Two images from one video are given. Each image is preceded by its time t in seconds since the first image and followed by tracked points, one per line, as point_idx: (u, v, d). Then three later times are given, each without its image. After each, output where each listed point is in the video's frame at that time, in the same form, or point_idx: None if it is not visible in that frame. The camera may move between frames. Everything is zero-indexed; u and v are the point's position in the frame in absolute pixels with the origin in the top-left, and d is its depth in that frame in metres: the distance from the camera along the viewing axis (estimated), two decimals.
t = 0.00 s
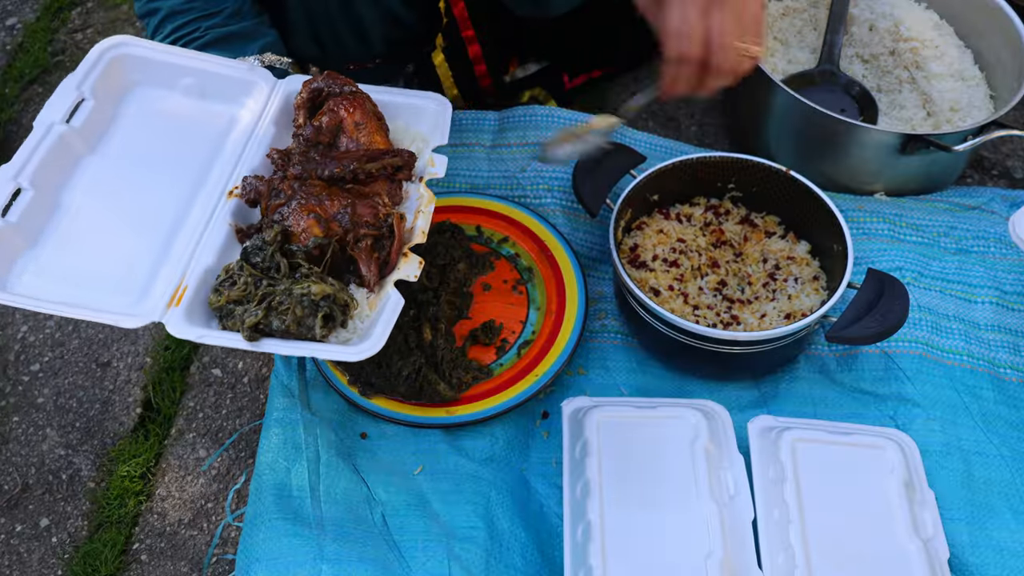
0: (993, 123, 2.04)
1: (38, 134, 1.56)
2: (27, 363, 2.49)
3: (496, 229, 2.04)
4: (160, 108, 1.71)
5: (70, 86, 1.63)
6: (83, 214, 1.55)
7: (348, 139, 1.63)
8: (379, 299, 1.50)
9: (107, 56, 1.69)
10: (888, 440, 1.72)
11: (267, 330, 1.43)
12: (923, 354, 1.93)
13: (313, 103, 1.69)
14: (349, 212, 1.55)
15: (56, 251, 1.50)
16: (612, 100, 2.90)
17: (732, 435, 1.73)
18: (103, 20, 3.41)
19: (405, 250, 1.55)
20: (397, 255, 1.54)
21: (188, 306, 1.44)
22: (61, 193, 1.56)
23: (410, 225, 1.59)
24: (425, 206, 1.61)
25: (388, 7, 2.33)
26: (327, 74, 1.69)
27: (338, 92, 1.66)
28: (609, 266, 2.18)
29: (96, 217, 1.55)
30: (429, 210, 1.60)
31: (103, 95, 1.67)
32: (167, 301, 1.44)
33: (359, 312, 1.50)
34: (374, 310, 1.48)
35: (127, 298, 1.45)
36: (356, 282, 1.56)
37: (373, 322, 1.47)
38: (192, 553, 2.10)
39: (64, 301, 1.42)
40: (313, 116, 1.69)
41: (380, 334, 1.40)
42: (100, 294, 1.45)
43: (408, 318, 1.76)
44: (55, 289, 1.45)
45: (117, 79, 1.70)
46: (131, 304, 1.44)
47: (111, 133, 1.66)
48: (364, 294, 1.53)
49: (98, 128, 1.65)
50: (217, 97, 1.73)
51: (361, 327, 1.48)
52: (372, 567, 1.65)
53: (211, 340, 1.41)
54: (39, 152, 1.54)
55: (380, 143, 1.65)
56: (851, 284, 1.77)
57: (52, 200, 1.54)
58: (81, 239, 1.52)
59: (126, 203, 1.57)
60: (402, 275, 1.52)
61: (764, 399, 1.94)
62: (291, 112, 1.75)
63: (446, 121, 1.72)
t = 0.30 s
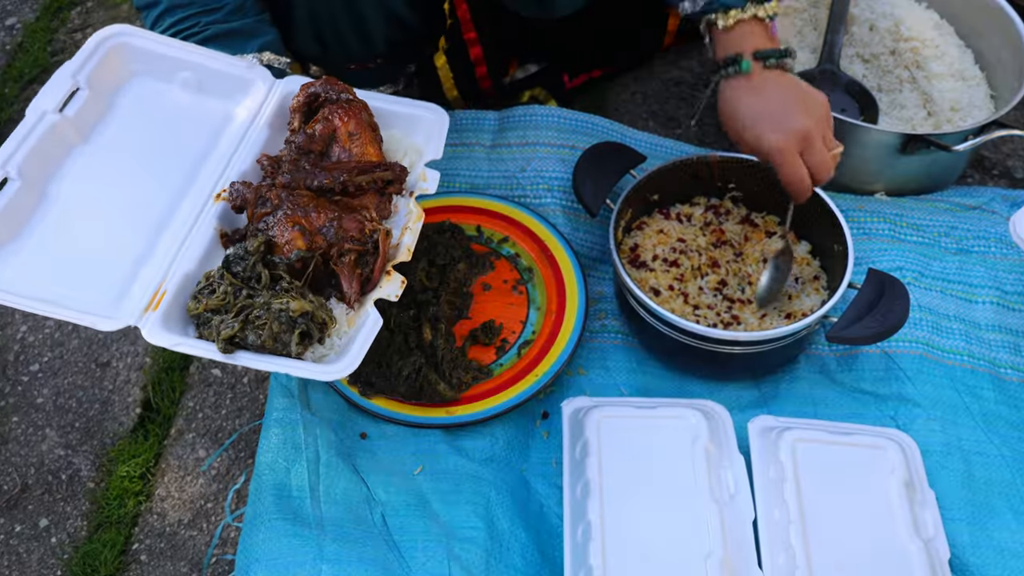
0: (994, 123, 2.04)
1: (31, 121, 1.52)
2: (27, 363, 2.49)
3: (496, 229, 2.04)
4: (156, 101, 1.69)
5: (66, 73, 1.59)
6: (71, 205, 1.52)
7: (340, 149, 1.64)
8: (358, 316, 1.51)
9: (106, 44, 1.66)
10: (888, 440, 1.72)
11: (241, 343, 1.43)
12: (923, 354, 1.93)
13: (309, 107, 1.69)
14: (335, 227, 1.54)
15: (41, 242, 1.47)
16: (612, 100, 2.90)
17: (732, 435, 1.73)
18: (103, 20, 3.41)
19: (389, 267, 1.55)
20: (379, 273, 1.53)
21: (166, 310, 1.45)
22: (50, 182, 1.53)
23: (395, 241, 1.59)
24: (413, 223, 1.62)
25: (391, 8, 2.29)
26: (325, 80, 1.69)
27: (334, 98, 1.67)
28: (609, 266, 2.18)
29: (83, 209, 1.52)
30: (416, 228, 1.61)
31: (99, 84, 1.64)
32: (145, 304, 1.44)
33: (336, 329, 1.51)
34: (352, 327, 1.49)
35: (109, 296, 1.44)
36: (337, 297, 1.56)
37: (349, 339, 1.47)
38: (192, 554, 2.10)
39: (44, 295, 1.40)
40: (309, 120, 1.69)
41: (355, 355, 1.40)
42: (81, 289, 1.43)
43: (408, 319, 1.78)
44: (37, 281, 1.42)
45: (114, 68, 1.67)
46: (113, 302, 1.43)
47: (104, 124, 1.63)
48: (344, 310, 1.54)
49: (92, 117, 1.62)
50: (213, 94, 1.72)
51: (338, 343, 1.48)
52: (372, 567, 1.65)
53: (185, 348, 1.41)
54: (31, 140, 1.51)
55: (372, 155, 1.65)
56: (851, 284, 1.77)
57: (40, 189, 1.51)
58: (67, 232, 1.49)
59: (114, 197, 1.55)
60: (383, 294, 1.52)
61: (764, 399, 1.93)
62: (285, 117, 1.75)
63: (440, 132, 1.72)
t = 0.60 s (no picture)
0: (994, 123, 2.04)
1: (28, 117, 1.47)
2: (27, 363, 2.49)
3: (496, 229, 2.04)
4: (155, 99, 1.65)
5: (65, 67, 1.54)
6: (67, 204, 1.48)
7: (341, 153, 1.62)
8: (356, 322, 1.50)
9: (106, 37, 1.60)
10: (888, 440, 1.72)
11: (240, 347, 1.41)
12: (922, 354, 1.93)
13: (309, 110, 1.68)
14: (335, 233, 1.54)
15: (37, 241, 1.44)
16: (612, 100, 2.90)
17: (732, 435, 1.73)
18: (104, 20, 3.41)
19: (388, 274, 1.55)
20: (378, 280, 1.53)
21: (164, 312, 1.44)
22: (46, 180, 1.49)
23: (394, 247, 1.58)
24: (413, 229, 1.61)
25: (391, 8, 2.27)
26: (326, 83, 1.68)
27: (335, 102, 1.66)
28: (609, 266, 2.19)
29: (80, 209, 1.49)
30: (415, 234, 1.60)
31: (97, 78, 1.59)
32: (143, 306, 1.43)
33: (335, 335, 1.50)
34: (350, 333, 1.48)
35: (106, 299, 1.42)
36: (335, 302, 1.54)
37: (348, 344, 1.47)
38: (192, 554, 2.10)
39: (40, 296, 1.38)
40: (309, 123, 1.68)
41: (355, 359, 1.40)
42: (78, 291, 1.42)
43: (408, 319, 1.78)
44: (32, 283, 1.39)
45: (113, 62, 1.62)
46: (110, 306, 1.42)
47: (102, 120, 1.58)
48: (342, 316, 1.52)
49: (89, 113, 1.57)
50: (214, 92, 1.69)
51: (337, 348, 1.48)
52: (372, 567, 1.65)
53: (183, 351, 1.41)
54: (27, 136, 1.46)
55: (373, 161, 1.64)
56: (851, 283, 1.77)
57: (35, 187, 1.47)
58: (64, 232, 1.46)
59: (112, 197, 1.52)
60: (381, 301, 1.52)
61: (763, 399, 1.94)
62: (286, 118, 1.73)
63: (440, 138, 1.71)
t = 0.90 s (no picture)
0: (993, 123, 2.04)
1: (42, 127, 1.49)
2: (27, 363, 2.49)
3: (496, 229, 2.04)
4: (168, 108, 1.66)
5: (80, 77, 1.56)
6: (79, 214, 1.50)
7: (351, 170, 1.64)
8: (363, 342, 1.51)
9: (120, 47, 1.63)
10: (888, 440, 1.72)
11: (248, 366, 1.42)
12: (922, 354, 1.93)
13: (321, 123, 1.68)
14: (343, 250, 1.55)
15: (49, 251, 1.45)
16: (612, 100, 2.90)
17: (732, 434, 1.73)
18: (103, 20, 3.42)
19: (396, 293, 1.55)
20: (386, 299, 1.54)
21: (173, 329, 1.43)
22: (59, 190, 1.50)
23: (403, 266, 1.59)
24: (421, 248, 1.60)
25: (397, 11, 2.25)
26: (340, 95, 1.68)
27: (347, 117, 1.66)
28: (609, 266, 2.19)
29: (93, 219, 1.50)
30: (424, 253, 1.60)
31: (111, 88, 1.61)
32: (153, 322, 1.42)
33: (342, 354, 1.51)
34: (357, 353, 1.49)
35: (116, 312, 1.42)
36: (341, 320, 1.57)
37: (355, 363, 1.48)
38: (192, 554, 2.10)
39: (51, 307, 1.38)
40: (320, 136, 1.69)
41: (360, 383, 1.40)
42: (90, 303, 1.42)
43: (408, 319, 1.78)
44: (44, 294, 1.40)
45: (127, 72, 1.64)
46: (120, 319, 1.42)
47: (116, 130, 1.60)
48: (348, 334, 1.54)
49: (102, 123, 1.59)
50: (226, 102, 1.69)
51: (343, 367, 1.49)
52: (372, 567, 1.65)
53: (191, 369, 1.40)
54: (42, 146, 1.48)
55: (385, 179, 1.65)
56: (851, 283, 1.77)
57: (50, 197, 1.48)
58: (77, 242, 1.47)
59: (124, 208, 1.53)
60: (388, 322, 1.52)
61: (764, 399, 1.94)
62: (298, 129, 1.73)
63: (451, 155, 1.73)
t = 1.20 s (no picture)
0: (993, 123, 2.04)
1: (77, 157, 1.51)
2: (27, 363, 2.49)
3: (496, 228, 2.04)
4: (197, 133, 1.68)
5: (111, 106, 1.58)
6: (116, 244, 1.52)
7: (382, 195, 1.66)
8: (399, 366, 1.52)
9: (150, 74, 1.65)
10: (888, 440, 1.72)
11: (286, 394, 1.42)
12: (922, 354, 1.93)
13: (349, 146, 1.71)
14: (376, 274, 1.55)
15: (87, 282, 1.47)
16: (612, 100, 2.90)
17: (732, 434, 1.73)
18: (103, 20, 3.42)
19: (430, 316, 1.57)
20: (420, 321, 1.55)
21: (213, 356, 1.45)
22: (95, 220, 1.52)
23: (434, 287, 1.61)
24: (452, 269, 1.63)
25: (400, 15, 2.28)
26: (367, 118, 1.70)
27: (375, 139, 1.68)
28: (609, 267, 2.19)
29: (129, 247, 1.52)
30: (455, 274, 1.62)
31: (142, 115, 1.63)
32: (192, 351, 1.44)
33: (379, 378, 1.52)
34: (394, 376, 1.51)
35: (155, 341, 1.44)
36: (377, 343, 1.57)
37: (392, 387, 1.49)
38: (192, 554, 2.10)
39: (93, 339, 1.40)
40: (349, 160, 1.73)
41: (399, 406, 1.40)
42: (129, 334, 1.44)
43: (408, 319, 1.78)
44: (83, 325, 1.42)
45: (157, 99, 1.66)
46: (159, 349, 1.44)
47: (148, 158, 1.62)
48: (384, 356, 1.55)
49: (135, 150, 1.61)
50: (254, 127, 1.72)
51: (381, 392, 1.50)
52: (372, 567, 1.65)
53: (231, 398, 1.41)
54: (78, 176, 1.50)
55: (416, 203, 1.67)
56: (851, 283, 1.77)
57: (86, 228, 1.51)
58: (115, 272, 1.49)
59: (159, 236, 1.55)
60: (423, 345, 1.53)
61: (764, 399, 1.94)
62: (327, 152, 1.75)
63: (477, 175, 1.74)
